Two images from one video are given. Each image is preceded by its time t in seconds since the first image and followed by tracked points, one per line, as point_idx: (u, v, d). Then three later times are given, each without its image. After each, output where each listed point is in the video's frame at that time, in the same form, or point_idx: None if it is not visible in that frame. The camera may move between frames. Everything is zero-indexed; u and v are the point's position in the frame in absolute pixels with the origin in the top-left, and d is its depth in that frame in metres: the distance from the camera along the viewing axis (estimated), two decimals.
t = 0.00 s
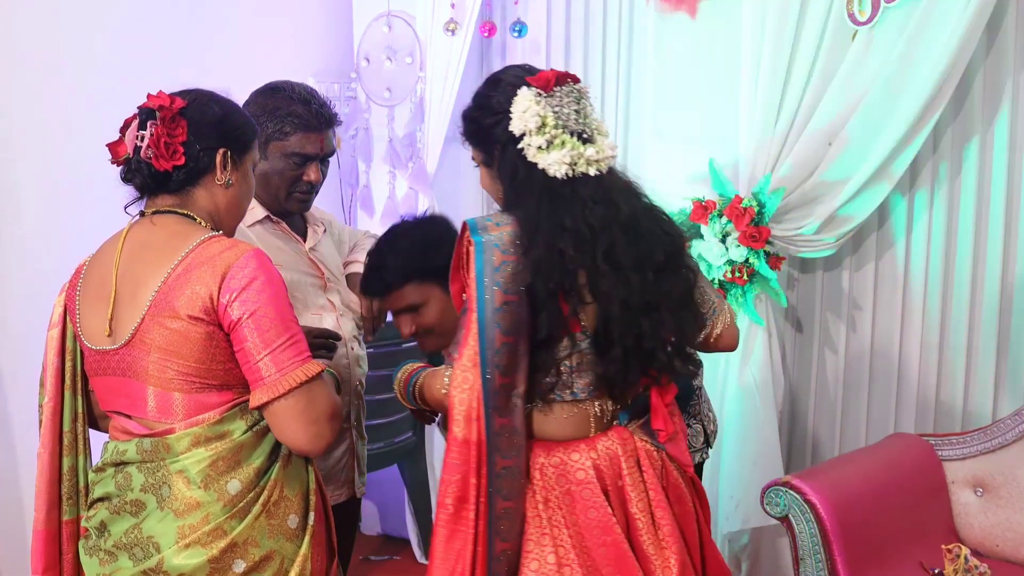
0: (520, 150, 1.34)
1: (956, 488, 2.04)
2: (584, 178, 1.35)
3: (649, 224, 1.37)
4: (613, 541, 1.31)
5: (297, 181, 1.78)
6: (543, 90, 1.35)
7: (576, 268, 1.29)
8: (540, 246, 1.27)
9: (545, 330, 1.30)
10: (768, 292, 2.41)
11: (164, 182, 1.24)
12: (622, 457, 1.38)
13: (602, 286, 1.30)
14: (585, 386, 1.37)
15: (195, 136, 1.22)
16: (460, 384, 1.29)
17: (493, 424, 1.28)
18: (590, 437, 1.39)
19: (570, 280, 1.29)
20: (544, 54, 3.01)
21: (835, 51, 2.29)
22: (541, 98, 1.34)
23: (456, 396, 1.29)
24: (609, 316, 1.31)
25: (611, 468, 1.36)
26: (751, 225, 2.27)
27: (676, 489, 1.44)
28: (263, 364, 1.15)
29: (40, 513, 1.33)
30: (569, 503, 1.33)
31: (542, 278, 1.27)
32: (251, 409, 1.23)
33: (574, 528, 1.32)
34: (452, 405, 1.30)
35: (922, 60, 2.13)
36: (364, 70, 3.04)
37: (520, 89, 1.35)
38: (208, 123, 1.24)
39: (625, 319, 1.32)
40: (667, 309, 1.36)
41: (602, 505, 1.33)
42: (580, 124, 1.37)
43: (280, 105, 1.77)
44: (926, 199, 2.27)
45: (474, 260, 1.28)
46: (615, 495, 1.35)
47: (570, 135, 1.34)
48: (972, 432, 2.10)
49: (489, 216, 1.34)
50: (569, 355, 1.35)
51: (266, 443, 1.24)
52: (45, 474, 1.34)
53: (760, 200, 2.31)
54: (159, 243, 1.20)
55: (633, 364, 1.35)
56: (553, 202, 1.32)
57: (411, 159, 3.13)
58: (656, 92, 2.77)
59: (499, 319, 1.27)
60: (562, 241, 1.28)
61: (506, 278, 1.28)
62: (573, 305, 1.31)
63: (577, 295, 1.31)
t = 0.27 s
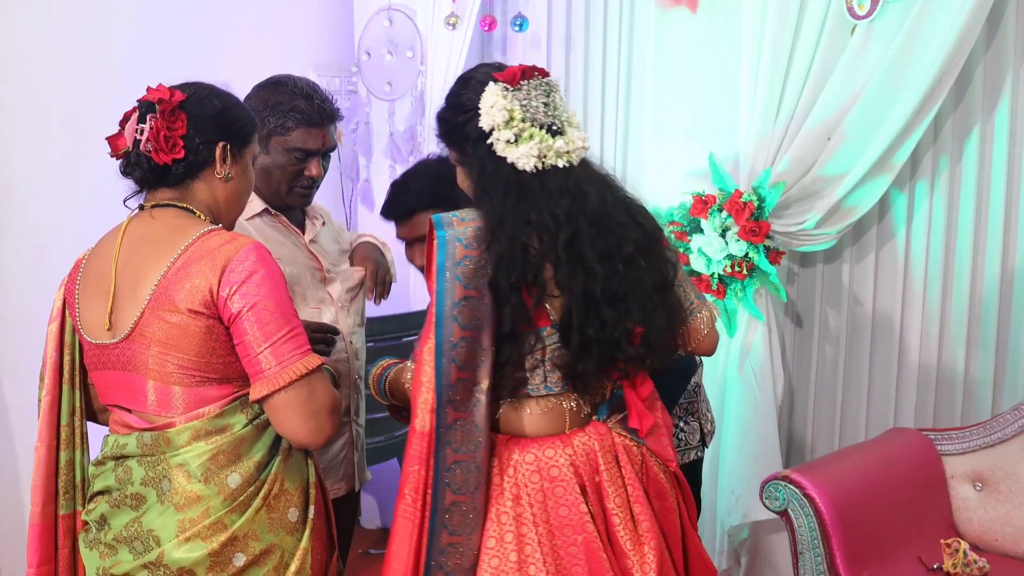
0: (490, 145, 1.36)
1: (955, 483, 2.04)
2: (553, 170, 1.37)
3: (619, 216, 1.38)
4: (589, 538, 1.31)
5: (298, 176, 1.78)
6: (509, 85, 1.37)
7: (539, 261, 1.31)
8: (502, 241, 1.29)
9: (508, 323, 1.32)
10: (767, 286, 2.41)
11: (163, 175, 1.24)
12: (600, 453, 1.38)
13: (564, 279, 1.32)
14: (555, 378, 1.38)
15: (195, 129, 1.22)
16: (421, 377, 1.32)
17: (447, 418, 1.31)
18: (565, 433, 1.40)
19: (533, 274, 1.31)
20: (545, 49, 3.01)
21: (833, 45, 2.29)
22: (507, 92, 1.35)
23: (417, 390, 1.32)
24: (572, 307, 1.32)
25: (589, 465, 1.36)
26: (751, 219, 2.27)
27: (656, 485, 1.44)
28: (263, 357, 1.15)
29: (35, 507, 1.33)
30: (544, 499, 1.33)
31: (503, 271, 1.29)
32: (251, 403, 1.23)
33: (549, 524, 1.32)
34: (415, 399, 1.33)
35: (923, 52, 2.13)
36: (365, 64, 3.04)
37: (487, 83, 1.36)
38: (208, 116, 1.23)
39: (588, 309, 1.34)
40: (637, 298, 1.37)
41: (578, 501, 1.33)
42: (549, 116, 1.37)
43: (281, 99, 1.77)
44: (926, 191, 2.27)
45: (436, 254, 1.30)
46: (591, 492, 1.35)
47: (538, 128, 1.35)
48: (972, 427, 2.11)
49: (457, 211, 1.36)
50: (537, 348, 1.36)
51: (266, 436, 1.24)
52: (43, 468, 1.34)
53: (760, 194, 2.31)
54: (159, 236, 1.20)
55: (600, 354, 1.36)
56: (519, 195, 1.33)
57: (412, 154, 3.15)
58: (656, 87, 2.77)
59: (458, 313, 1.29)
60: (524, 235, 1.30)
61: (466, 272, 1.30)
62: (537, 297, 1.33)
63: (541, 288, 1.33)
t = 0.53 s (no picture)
0: (470, 142, 1.45)
1: (956, 482, 2.03)
2: (533, 165, 1.44)
3: (596, 215, 1.44)
4: (569, 532, 1.38)
5: (300, 172, 1.78)
6: (486, 84, 1.45)
7: (515, 255, 1.37)
8: (477, 236, 1.36)
9: (483, 317, 1.39)
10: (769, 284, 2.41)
11: (163, 170, 1.24)
12: (585, 450, 1.44)
13: (541, 273, 1.37)
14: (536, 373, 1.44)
15: (195, 124, 1.22)
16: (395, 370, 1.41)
17: (415, 411, 1.40)
18: (549, 429, 1.47)
19: (508, 267, 1.37)
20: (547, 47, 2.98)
21: (834, 43, 2.28)
22: (486, 90, 1.44)
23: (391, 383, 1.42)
24: (550, 300, 1.37)
25: (574, 461, 1.43)
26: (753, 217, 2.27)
27: (642, 480, 1.51)
28: (264, 352, 1.15)
29: (34, 503, 1.32)
30: (529, 494, 1.40)
31: (478, 264, 1.35)
32: (252, 398, 1.23)
33: (532, 518, 1.39)
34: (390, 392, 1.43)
35: (924, 47, 2.13)
36: (369, 59, 3.00)
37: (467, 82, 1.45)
38: (208, 110, 1.23)
39: (567, 303, 1.38)
40: (615, 292, 1.42)
41: (561, 497, 1.39)
42: (527, 112, 1.44)
43: (285, 94, 1.76)
44: (928, 186, 2.27)
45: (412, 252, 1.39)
46: (576, 488, 1.41)
47: (516, 124, 1.43)
48: (973, 426, 2.11)
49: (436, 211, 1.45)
50: (515, 343, 1.42)
51: (268, 432, 1.24)
52: (43, 464, 1.34)
53: (762, 192, 2.31)
54: (159, 231, 1.20)
55: (581, 346, 1.41)
56: (495, 192, 1.41)
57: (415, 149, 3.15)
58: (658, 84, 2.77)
59: (430, 308, 1.38)
60: (499, 229, 1.37)
61: (437, 269, 1.39)
62: (512, 291, 1.38)
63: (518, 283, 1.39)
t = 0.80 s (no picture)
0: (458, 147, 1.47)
1: (960, 484, 2.03)
2: (519, 167, 1.47)
3: (585, 216, 1.47)
4: (558, 529, 1.39)
5: (310, 172, 1.79)
6: (474, 88, 1.47)
7: (504, 255, 1.41)
8: (466, 237, 1.40)
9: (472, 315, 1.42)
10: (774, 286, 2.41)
11: (165, 172, 1.25)
12: (579, 448, 1.45)
13: (531, 271, 1.40)
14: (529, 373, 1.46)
15: (196, 124, 1.23)
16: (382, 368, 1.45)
17: (398, 408, 1.43)
18: (542, 426, 1.48)
19: (496, 267, 1.40)
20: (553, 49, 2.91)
21: (838, 45, 2.28)
22: (472, 94, 1.45)
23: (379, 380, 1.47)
24: (541, 298, 1.40)
25: (568, 458, 1.44)
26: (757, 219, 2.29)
27: (636, 477, 1.51)
28: (268, 351, 1.16)
29: (37, 503, 1.33)
30: (521, 491, 1.40)
31: (467, 264, 1.39)
32: (256, 398, 1.23)
33: (523, 514, 1.39)
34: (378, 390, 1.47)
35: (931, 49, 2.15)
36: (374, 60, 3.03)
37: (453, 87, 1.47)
38: (209, 110, 1.23)
39: (559, 300, 1.41)
40: (603, 289, 1.45)
41: (552, 494, 1.41)
42: (514, 115, 1.46)
43: (294, 96, 1.76)
44: (934, 189, 2.28)
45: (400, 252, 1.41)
46: (569, 485, 1.42)
47: (503, 127, 1.44)
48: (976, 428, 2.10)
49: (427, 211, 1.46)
50: (505, 341, 1.44)
51: (272, 432, 1.25)
52: (47, 463, 1.34)
53: (766, 195, 2.32)
54: (162, 232, 1.20)
55: (575, 342, 1.43)
56: (483, 192, 1.44)
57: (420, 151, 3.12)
58: (664, 86, 2.79)
59: (417, 308, 1.41)
60: (488, 230, 1.40)
61: (423, 269, 1.41)
62: (501, 290, 1.41)
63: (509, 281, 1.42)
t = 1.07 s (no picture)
0: (442, 156, 1.48)
1: (962, 486, 2.03)
2: (503, 174, 1.49)
3: (571, 216, 1.50)
4: (557, 524, 1.40)
5: (320, 172, 1.78)
6: (457, 98, 1.48)
7: (493, 255, 1.43)
8: (455, 239, 1.42)
9: (462, 315, 1.44)
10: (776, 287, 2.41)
11: (164, 173, 1.25)
12: (576, 442, 1.46)
13: (523, 270, 1.42)
14: (523, 367, 1.47)
15: (194, 126, 1.23)
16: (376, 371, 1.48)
17: (392, 407, 1.44)
18: (539, 423, 1.49)
19: (485, 267, 1.43)
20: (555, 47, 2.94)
21: (838, 46, 2.28)
22: (454, 104, 1.47)
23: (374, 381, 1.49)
24: (534, 297, 1.43)
25: (566, 453, 1.44)
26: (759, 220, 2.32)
27: (629, 470, 1.52)
28: (268, 349, 1.16)
29: (43, 503, 1.33)
30: (521, 486, 1.41)
31: (457, 265, 1.42)
32: (258, 396, 1.24)
33: (523, 510, 1.39)
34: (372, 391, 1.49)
35: (931, 48, 2.14)
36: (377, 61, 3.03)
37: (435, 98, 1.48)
38: (206, 112, 1.24)
39: (551, 299, 1.44)
40: (592, 287, 1.48)
41: (550, 489, 1.41)
42: (497, 124, 1.48)
43: (302, 97, 1.74)
44: (936, 190, 2.28)
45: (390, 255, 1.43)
46: (568, 478, 1.43)
47: (486, 136, 1.47)
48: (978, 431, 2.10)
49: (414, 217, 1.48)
50: (496, 338, 1.46)
51: (274, 430, 1.25)
52: (51, 462, 1.34)
53: (767, 195, 2.34)
54: (163, 232, 1.21)
55: (568, 338, 1.46)
56: (470, 196, 1.46)
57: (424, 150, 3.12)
58: (666, 86, 2.79)
59: (408, 309, 1.43)
60: (476, 232, 1.43)
61: (415, 271, 1.43)
62: (491, 289, 1.43)
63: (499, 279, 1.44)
